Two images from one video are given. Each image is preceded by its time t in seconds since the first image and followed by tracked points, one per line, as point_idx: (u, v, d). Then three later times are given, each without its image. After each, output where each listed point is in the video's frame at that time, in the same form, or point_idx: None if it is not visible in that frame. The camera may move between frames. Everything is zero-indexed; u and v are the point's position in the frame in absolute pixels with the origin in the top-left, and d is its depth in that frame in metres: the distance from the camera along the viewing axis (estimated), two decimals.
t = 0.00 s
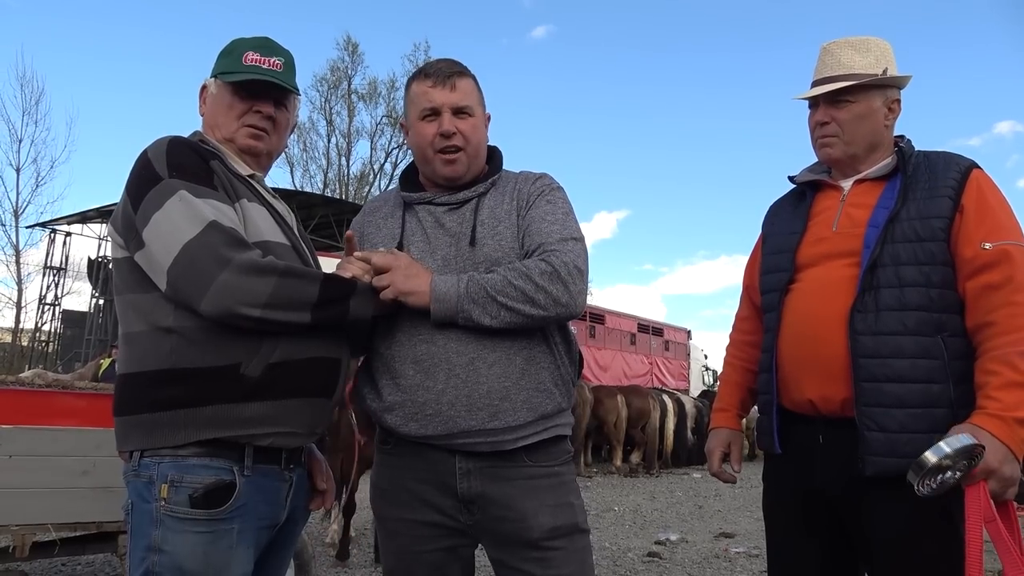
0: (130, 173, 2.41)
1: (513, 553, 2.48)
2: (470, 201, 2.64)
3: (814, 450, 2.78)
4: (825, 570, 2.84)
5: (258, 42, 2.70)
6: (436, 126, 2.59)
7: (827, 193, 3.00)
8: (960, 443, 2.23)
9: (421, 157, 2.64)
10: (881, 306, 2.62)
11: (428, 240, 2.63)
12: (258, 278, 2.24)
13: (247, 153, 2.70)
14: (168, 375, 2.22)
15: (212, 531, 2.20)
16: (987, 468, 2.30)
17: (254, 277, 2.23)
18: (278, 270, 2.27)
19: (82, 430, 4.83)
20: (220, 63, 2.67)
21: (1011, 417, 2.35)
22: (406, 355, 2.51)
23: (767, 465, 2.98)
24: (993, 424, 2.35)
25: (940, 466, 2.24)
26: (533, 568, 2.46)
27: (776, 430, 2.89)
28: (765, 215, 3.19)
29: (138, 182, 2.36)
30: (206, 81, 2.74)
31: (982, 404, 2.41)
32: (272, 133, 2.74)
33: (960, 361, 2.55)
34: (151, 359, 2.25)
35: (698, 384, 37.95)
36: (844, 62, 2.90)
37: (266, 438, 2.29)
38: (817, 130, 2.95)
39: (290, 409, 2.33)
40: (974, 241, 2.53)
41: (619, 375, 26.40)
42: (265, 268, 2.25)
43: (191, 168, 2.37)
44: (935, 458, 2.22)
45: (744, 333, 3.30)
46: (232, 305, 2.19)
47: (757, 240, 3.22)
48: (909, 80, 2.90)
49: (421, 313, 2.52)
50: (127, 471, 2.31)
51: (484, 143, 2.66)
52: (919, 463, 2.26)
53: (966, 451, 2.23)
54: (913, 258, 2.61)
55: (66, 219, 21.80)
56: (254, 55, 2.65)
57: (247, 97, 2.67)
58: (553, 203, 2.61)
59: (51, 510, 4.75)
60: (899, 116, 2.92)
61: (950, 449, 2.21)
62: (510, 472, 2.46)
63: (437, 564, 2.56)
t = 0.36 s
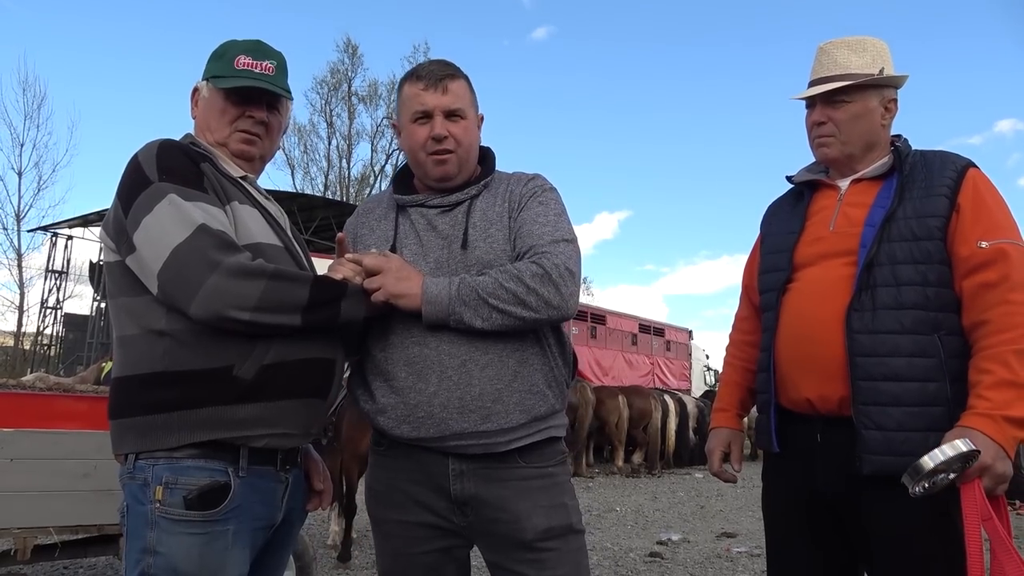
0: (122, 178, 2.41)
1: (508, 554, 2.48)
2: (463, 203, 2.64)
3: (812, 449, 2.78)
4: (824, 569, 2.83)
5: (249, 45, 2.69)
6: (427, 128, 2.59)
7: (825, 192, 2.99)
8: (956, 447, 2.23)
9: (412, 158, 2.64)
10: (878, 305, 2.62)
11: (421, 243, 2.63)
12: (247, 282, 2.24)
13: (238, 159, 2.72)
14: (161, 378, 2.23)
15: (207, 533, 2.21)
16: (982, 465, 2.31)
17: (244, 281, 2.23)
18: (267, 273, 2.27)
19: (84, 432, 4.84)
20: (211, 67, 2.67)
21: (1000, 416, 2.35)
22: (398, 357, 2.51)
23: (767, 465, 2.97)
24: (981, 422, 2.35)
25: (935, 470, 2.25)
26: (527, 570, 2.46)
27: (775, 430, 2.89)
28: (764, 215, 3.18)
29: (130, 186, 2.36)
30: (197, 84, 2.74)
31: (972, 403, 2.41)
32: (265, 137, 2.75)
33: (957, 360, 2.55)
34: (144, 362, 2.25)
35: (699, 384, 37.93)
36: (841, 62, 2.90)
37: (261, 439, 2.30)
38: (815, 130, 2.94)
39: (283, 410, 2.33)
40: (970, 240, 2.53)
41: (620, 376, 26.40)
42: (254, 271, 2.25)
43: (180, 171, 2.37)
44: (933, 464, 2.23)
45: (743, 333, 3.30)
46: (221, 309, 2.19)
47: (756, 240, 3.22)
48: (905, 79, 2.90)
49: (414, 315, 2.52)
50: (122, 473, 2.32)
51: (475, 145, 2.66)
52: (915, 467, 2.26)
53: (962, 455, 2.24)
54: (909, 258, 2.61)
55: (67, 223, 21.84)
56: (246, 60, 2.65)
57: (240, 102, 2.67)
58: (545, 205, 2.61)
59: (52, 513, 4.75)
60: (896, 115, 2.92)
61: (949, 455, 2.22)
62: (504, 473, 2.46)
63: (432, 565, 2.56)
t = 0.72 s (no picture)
0: (118, 176, 2.40)
1: (504, 556, 2.47)
2: (458, 203, 2.62)
3: (813, 450, 2.77)
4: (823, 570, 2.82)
5: (247, 45, 2.68)
6: (424, 128, 2.57)
7: (824, 193, 2.98)
8: (962, 457, 2.22)
9: (409, 159, 2.63)
10: (878, 306, 2.61)
11: (417, 242, 2.61)
12: (241, 281, 2.22)
13: (235, 158, 2.69)
14: (155, 377, 2.21)
15: (200, 534, 2.19)
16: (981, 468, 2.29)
17: (238, 280, 2.21)
18: (261, 272, 2.25)
19: (82, 433, 4.82)
20: (208, 67, 2.66)
21: (997, 418, 2.34)
22: (394, 358, 2.49)
23: (767, 466, 2.96)
24: (979, 425, 2.34)
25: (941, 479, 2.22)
26: (523, 571, 2.45)
27: (776, 430, 2.87)
28: (763, 215, 3.17)
29: (126, 185, 2.35)
30: (195, 84, 2.73)
31: (972, 404, 2.40)
32: (262, 136, 2.73)
33: (957, 360, 2.54)
34: (138, 361, 2.24)
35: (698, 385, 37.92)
36: (841, 63, 2.89)
37: (255, 439, 2.28)
38: (815, 131, 2.93)
39: (278, 410, 2.32)
40: (970, 241, 2.52)
41: (619, 377, 26.38)
42: (248, 270, 2.23)
43: (177, 170, 2.36)
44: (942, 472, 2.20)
45: (742, 334, 3.28)
46: (215, 308, 2.18)
47: (755, 240, 3.21)
48: (905, 80, 2.89)
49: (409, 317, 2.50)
50: (116, 473, 2.30)
51: (472, 143, 2.64)
52: (919, 476, 2.24)
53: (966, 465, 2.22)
54: (910, 258, 2.60)
55: (65, 223, 21.80)
56: (243, 59, 2.64)
57: (237, 100, 2.66)
58: (541, 204, 2.60)
59: (49, 514, 4.72)
60: (895, 116, 2.91)
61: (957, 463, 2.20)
62: (500, 474, 2.44)
63: (429, 566, 2.55)
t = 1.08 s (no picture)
0: (119, 172, 2.39)
1: (502, 557, 2.45)
2: (468, 197, 2.62)
3: (812, 453, 2.76)
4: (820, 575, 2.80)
5: (251, 44, 2.67)
6: (433, 120, 2.57)
7: (825, 196, 2.97)
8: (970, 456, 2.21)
9: (418, 152, 2.62)
10: (880, 309, 2.60)
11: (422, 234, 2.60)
12: (242, 278, 2.20)
13: (237, 157, 2.68)
14: (153, 375, 2.20)
15: (197, 532, 2.18)
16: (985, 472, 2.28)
17: (239, 277, 2.20)
18: (262, 269, 2.24)
19: (78, 430, 4.80)
20: (211, 65, 2.65)
21: (1004, 421, 2.33)
22: (396, 347, 2.49)
23: (765, 469, 2.95)
24: (986, 428, 2.33)
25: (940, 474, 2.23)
26: (521, 572, 2.43)
27: (773, 432, 2.86)
28: (763, 218, 3.16)
29: (127, 181, 2.33)
30: (198, 83, 2.72)
31: (976, 407, 2.39)
32: (264, 135, 2.72)
33: (959, 364, 2.53)
34: (137, 358, 2.23)
35: (696, 387, 37.92)
36: (844, 66, 2.88)
37: (252, 437, 2.27)
38: (816, 134, 2.92)
39: (276, 408, 2.30)
40: (973, 244, 2.51)
41: (617, 378, 26.37)
42: (248, 267, 2.22)
43: (180, 168, 2.35)
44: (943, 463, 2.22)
45: (739, 336, 3.27)
46: (215, 305, 2.16)
47: (756, 242, 3.20)
48: (908, 84, 2.88)
49: (414, 305, 2.51)
50: (113, 470, 2.29)
51: (481, 140, 2.64)
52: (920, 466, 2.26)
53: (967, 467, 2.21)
54: (913, 261, 2.59)
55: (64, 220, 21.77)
56: (247, 58, 2.63)
57: (240, 99, 2.65)
58: (557, 206, 2.58)
59: (45, 511, 4.70)
60: (898, 120, 2.91)
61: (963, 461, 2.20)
62: (497, 474, 2.43)
63: (425, 567, 2.54)
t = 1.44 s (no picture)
0: (122, 169, 2.39)
1: (501, 555, 2.46)
2: (474, 198, 2.62)
3: (809, 456, 2.77)
4: None
5: (257, 41, 2.68)
6: (442, 119, 2.57)
7: (823, 198, 2.98)
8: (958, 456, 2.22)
9: (426, 152, 2.62)
10: (878, 310, 2.61)
11: (428, 235, 2.59)
12: (245, 277, 2.21)
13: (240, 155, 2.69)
14: (154, 372, 2.21)
15: (196, 530, 2.18)
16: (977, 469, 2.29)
17: (242, 276, 2.21)
18: (266, 269, 2.25)
19: (74, 426, 4.81)
20: (216, 63, 2.66)
21: (997, 422, 2.34)
22: (400, 348, 2.49)
23: (761, 470, 2.96)
24: (980, 429, 2.34)
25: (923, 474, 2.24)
26: (519, 571, 2.44)
27: (769, 434, 2.88)
28: (761, 220, 3.17)
29: (130, 178, 2.34)
30: (202, 79, 2.72)
31: (971, 409, 2.40)
32: (268, 133, 2.73)
33: (956, 367, 2.54)
34: (138, 355, 2.23)
35: (694, 389, 37.94)
36: (845, 69, 2.89)
37: (253, 435, 2.28)
38: (816, 137, 2.93)
39: (277, 407, 2.31)
40: (970, 248, 2.52)
41: (615, 379, 26.39)
42: (252, 266, 2.23)
43: (183, 166, 2.35)
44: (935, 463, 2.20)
45: (736, 338, 3.28)
46: (218, 304, 2.17)
47: (754, 243, 3.20)
48: (908, 88, 2.89)
49: (419, 305, 2.50)
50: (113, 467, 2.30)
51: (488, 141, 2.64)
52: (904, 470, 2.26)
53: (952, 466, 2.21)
54: (911, 264, 2.60)
55: (63, 215, 21.76)
56: (252, 56, 2.64)
57: (244, 97, 2.66)
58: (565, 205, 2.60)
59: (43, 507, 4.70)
60: (898, 124, 2.92)
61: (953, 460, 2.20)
62: (497, 473, 2.44)
63: (424, 566, 2.54)
